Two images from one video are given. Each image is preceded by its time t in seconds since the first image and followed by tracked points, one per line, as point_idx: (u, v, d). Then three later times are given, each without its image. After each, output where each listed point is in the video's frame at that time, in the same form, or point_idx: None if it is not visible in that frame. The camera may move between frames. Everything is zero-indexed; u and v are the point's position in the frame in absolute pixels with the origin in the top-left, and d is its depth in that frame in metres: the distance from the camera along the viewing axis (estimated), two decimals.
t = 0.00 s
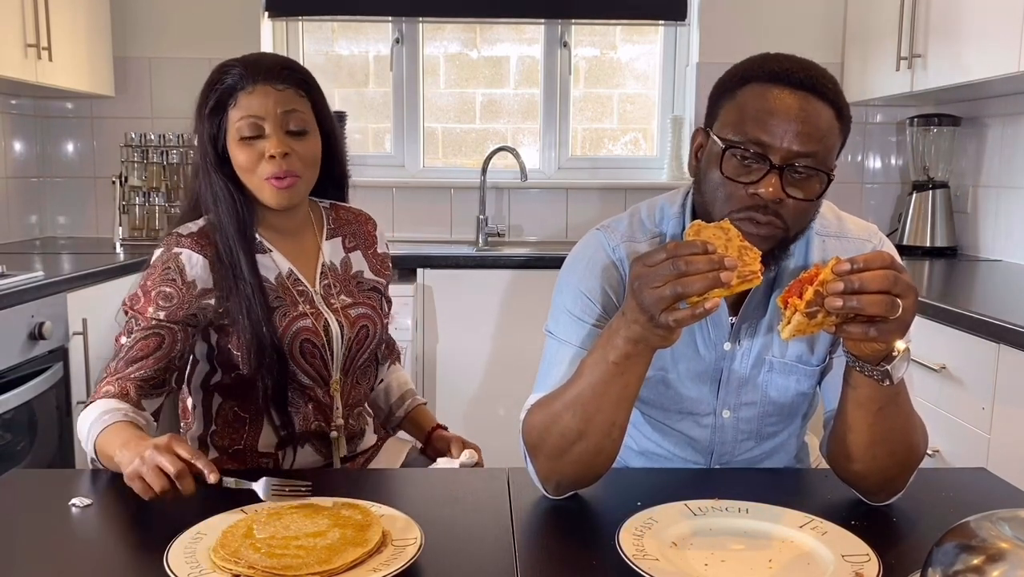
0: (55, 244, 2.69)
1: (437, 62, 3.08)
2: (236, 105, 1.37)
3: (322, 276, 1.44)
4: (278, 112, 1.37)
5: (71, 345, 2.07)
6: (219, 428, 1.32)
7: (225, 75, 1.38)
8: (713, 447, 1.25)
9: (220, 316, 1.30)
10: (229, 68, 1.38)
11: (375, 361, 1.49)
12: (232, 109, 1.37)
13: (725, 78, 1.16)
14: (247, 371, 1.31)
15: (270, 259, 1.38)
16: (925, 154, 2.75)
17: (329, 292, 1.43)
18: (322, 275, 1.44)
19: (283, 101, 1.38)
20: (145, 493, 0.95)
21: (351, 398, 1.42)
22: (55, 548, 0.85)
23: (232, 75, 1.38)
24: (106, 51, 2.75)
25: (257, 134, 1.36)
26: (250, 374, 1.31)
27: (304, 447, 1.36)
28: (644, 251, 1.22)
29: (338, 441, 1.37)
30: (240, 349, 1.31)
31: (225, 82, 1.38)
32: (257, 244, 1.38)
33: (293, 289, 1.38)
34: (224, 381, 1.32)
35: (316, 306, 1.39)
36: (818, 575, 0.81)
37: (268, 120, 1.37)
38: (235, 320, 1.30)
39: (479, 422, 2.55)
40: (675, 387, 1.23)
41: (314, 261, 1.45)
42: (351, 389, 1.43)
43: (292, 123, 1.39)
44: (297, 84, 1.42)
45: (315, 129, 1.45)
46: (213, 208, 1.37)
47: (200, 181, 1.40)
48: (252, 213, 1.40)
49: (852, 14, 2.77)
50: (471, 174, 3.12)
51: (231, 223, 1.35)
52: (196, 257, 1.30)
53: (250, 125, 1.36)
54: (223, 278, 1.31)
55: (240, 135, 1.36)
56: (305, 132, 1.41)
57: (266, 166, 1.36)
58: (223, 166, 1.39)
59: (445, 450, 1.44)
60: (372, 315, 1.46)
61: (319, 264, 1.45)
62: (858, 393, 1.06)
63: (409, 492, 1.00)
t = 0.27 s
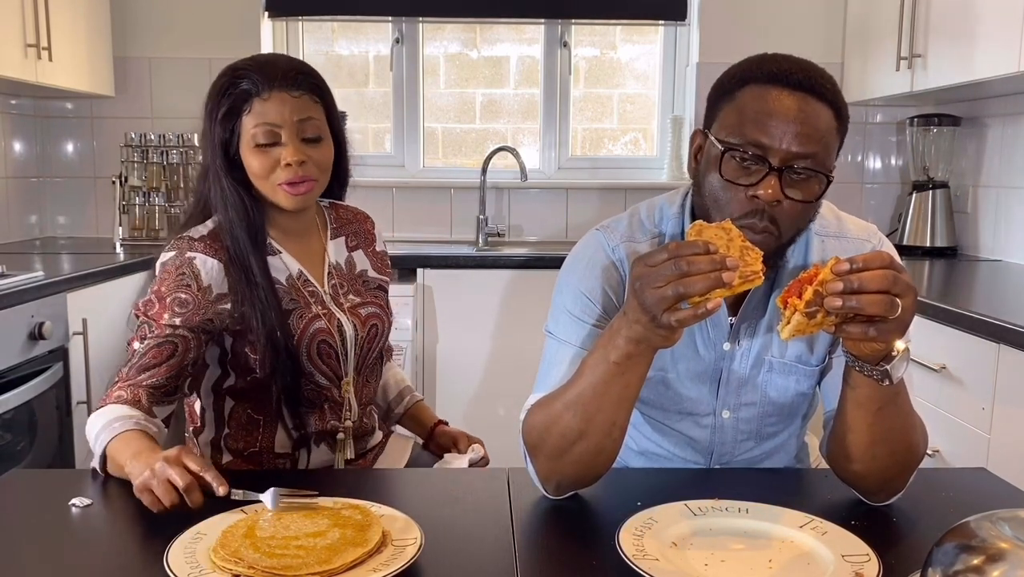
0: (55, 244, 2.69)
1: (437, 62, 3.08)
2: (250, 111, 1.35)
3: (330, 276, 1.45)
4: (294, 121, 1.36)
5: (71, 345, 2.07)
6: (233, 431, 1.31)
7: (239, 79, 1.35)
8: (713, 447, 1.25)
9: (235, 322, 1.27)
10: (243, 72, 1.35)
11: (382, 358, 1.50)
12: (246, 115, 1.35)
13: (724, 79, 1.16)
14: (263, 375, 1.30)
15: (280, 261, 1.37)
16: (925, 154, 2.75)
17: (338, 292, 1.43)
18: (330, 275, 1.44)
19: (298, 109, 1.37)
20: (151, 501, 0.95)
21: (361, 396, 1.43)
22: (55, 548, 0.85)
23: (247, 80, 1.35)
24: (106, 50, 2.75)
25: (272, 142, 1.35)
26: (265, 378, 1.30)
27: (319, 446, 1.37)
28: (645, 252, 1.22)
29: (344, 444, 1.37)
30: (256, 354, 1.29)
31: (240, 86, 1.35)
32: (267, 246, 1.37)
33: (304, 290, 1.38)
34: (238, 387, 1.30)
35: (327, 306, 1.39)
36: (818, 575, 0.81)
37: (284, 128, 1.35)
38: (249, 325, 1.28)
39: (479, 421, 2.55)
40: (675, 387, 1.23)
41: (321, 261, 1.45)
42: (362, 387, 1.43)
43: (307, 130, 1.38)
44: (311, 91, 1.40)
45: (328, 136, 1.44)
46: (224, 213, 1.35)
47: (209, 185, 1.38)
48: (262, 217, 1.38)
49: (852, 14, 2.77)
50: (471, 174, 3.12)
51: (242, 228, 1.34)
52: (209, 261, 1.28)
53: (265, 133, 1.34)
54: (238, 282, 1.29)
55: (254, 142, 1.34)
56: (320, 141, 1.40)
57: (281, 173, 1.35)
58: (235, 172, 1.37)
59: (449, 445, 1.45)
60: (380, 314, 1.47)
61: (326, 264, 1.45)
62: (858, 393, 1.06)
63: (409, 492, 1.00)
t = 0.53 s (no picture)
0: (55, 244, 2.69)
1: (437, 62, 3.08)
2: (252, 114, 1.35)
3: (333, 275, 1.45)
4: (296, 124, 1.36)
5: (71, 345, 2.07)
6: (244, 433, 1.31)
7: (242, 82, 1.35)
8: (713, 448, 1.25)
9: (243, 328, 1.27)
10: (246, 75, 1.35)
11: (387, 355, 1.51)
12: (248, 119, 1.35)
13: (723, 79, 1.15)
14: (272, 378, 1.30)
15: (285, 261, 1.37)
16: (925, 154, 2.75)
17: (340, 291, 1.44)
18: (332, 273, 1.45)
19: (301, 112, 1.37)
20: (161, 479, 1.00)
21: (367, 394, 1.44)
22: (55, 548, 0.85)
23: (250, 83, 1.35)
24: (106, 50, 2.75)
25: (275, 146, 1.35)
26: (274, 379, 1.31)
27: (331, 444, 1.36)
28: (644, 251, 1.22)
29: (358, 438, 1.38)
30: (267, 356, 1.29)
31: (242, 89, 1.35)
32: (271, 247, 1.36)
33: (309, 290, 1.38)
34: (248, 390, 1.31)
35: (332, 305, 1.39)
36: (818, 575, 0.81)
37: (286, 131, 1.35)
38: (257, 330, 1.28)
39: (479, 421, 2.55)
40: (675, 387, 1.23)
41: (323, 260, 1.46)
42: (367, 385, 1.44)
43: (309, 134, 1.38)
44: (312, 94, 1.40)
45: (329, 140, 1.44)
46: (228, 216, 1.34)
47: (212, 187, 1.37)
48: (266, 218, 1.38)
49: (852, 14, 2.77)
50: (471, 174, 3.12)
51: (247, 230, 1.33)
52: (214, 266, 1.27)
53: (267, 136, 1.34)
54: (245, 285, 1.28)
55: (256, 146, 1.34)
56: (322, 144, 1.40)
57: (283, 176, 1.35)
58: (238, 176, 1.37)
59: (451, 439, 1.45)
60: (383, 312, 1.47)
61: (328, 263, 1.46)
62: (858, 392, 1.06)
63: (409, 492, 1.00)
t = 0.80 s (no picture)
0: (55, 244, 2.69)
1: (437, 62, 3.08)
2: (258, 113, 1.35)
3: (330, 273, 1.45)
4: (302, 126, 1.36)
5: (71, 345, 2.07)
6: (245, 433, 1.31)
7: (251, 80, 1.35)
8: (713, 447, 1.25)
9: (236, 318, 1.27)
10: (255, 73, 1.35)
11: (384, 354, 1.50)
12: (254, 117, 1.35)
13: (722, 79, 1.16)
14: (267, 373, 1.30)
15: (282, 258, 1.37)
16: (925, 154, 2.75)
17: (337, 289, 1.43)
18: (329, 272, 1.45)
19: (307, 115, 1.37)
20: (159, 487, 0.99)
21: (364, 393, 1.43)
22: (54, 548, 0.85)
23: (259, 82, 1.35)
24: (106, 51, 2.75)
25: (278, 146, 1.35)
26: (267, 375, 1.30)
27: (328, 446, 1.37)
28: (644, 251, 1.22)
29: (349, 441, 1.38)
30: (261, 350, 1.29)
31: (251, 87, 1.35)
32: (269, 243, 1.36)
33: (305, 287, 1.37)
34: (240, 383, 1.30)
35: (329, 303, 1.38)
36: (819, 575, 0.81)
37: (291, 132, 1.35)
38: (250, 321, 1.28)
39: (479, 422, 2.55)
40: (675, 387, 1.23)
41: (321, 260, 1.45)
42: (363, 383, 1.43)
43: (314, 138, 1.38)
44: (320, 97, 1.40)
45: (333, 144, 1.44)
46: (226, 209, 1.34)
47: (212, 182, 1.37)
48: (266, 216, 1.38)
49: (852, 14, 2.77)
50: (471, 174, 3.12)
51: (244, 223, 1.33)
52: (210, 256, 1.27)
53: (271, 136, 1.34)
54: (240, 277, 1.28)
55: (260, 144, 1.34)
56: (326, 147, 1.40)
57: (284, 176, 1.35)
58: (240, 173, 1.37)
59: (451, 438, 1.45)
60: (381, 311, 1.47)
61: (326, 262, 1.46)
62: (857, 393, 1.06)
63: (409, 492, 1.00)
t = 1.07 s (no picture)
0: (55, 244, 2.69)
1: (437, 62, 3.08)
2: (259, 107, 1.35)
3: (323, 267, 1.45)
4: (303, 123, 1.36)
5: (71, 345, 2.07)
6: (232, 421, 1.34)
7: (255, 75, 1.35)
8: (713, 447, 1.25)
9: (218, 295, 1.30)
10: (261, 68, 1.36)
11: (376, 350, 1.51)
12: (254, 111, 1.35)
13: (722, 79, 1.16)
14: (247, 356, 1.31)
15: (273, 248, 1.38)
16: (925, 154, 2.75)
17: (329, 283, 1.44)
18: (321, 266, 1.45)
19: (308, 113, 1.37)
20: (155, 473, 0.99)
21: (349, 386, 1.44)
22: (54, 548, 0.85)
23: (262, 76, 1.35)
24: (106, 51, 2.75)
25: (277, 141, 1.35)
26: (247, 357, 1.31)
27: (305, 439, 1.38)
28: (644, 251, 1.22)
29: (326, 439, 1.39)
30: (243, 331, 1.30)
31: (254, 81, 1.35)
32: (261, 232, 1.37)
33: (294, 278, 1.39)
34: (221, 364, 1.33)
35: (318, 296, 1.39)
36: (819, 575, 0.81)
37: (291, 128, 1.35)
38: (232, 300, 1.30)
39: (479, 422, 2.55)
40: (675, 387, 1.23)
41: (313, 255, 1.46)
42: (349, 377, 1.44)
43: (314, 136, 1.38)
44: (324, 97, 1.40)
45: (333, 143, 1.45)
46: (218, 192, 1.35)
47: (209, 172, 1.38)
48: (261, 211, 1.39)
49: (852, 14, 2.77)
50: (471, 174, 3.12)
51: (235, 208, 1.34)
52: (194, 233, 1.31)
53: (270, 131, 1.35)
54: (226, 255, 1.31)
55: (258, 139, 1.35)
56: (324, 147, 1.40)
57: (280, 172, 1.35)
58: (235, 166, 1.37)
59: (449, 442, 1.43)
60: (374, 305, 1.47)
61: (319, 256, 1.46)
62: (857, 392, 1.06)
63: (409, 492, 1.00)
